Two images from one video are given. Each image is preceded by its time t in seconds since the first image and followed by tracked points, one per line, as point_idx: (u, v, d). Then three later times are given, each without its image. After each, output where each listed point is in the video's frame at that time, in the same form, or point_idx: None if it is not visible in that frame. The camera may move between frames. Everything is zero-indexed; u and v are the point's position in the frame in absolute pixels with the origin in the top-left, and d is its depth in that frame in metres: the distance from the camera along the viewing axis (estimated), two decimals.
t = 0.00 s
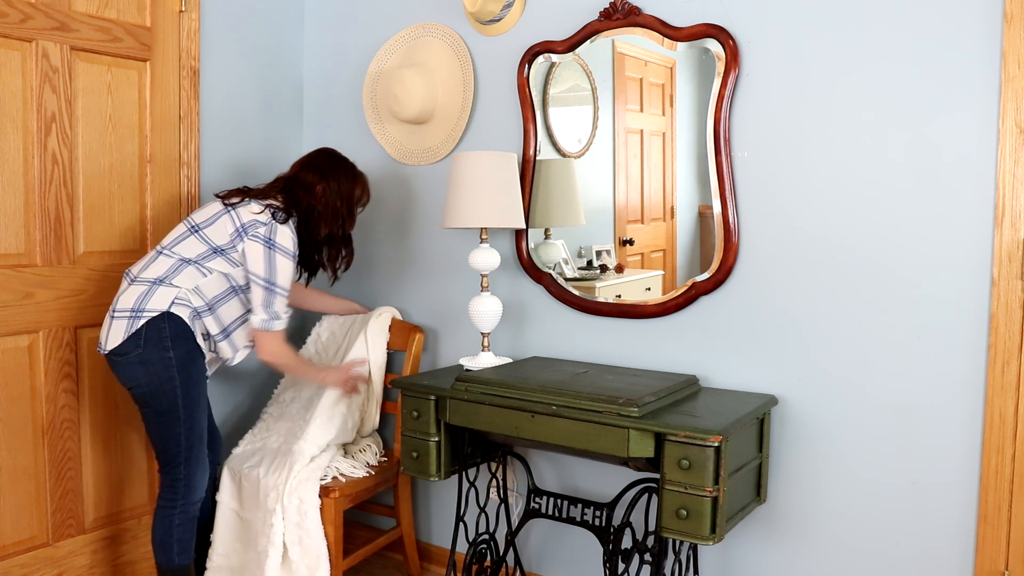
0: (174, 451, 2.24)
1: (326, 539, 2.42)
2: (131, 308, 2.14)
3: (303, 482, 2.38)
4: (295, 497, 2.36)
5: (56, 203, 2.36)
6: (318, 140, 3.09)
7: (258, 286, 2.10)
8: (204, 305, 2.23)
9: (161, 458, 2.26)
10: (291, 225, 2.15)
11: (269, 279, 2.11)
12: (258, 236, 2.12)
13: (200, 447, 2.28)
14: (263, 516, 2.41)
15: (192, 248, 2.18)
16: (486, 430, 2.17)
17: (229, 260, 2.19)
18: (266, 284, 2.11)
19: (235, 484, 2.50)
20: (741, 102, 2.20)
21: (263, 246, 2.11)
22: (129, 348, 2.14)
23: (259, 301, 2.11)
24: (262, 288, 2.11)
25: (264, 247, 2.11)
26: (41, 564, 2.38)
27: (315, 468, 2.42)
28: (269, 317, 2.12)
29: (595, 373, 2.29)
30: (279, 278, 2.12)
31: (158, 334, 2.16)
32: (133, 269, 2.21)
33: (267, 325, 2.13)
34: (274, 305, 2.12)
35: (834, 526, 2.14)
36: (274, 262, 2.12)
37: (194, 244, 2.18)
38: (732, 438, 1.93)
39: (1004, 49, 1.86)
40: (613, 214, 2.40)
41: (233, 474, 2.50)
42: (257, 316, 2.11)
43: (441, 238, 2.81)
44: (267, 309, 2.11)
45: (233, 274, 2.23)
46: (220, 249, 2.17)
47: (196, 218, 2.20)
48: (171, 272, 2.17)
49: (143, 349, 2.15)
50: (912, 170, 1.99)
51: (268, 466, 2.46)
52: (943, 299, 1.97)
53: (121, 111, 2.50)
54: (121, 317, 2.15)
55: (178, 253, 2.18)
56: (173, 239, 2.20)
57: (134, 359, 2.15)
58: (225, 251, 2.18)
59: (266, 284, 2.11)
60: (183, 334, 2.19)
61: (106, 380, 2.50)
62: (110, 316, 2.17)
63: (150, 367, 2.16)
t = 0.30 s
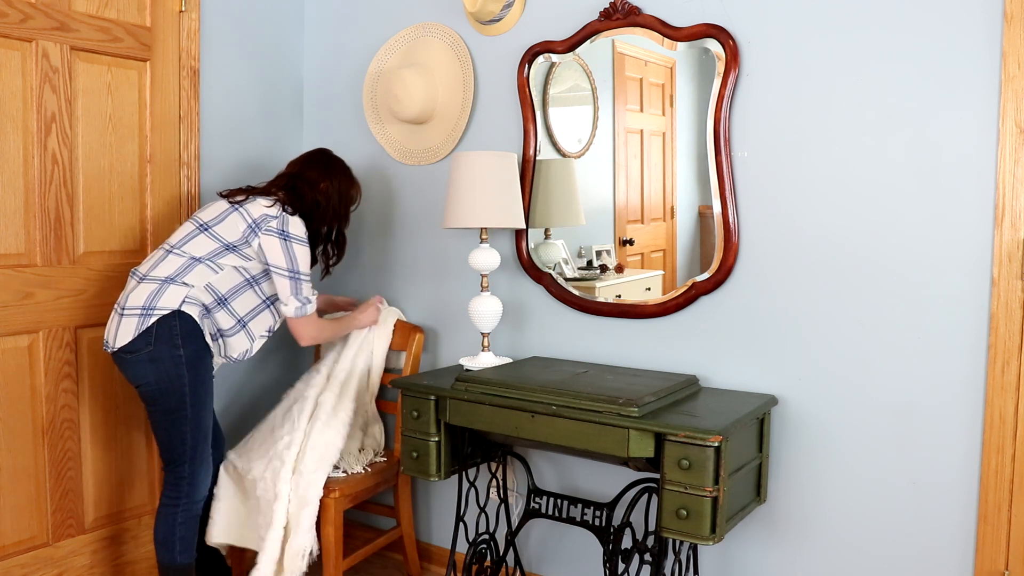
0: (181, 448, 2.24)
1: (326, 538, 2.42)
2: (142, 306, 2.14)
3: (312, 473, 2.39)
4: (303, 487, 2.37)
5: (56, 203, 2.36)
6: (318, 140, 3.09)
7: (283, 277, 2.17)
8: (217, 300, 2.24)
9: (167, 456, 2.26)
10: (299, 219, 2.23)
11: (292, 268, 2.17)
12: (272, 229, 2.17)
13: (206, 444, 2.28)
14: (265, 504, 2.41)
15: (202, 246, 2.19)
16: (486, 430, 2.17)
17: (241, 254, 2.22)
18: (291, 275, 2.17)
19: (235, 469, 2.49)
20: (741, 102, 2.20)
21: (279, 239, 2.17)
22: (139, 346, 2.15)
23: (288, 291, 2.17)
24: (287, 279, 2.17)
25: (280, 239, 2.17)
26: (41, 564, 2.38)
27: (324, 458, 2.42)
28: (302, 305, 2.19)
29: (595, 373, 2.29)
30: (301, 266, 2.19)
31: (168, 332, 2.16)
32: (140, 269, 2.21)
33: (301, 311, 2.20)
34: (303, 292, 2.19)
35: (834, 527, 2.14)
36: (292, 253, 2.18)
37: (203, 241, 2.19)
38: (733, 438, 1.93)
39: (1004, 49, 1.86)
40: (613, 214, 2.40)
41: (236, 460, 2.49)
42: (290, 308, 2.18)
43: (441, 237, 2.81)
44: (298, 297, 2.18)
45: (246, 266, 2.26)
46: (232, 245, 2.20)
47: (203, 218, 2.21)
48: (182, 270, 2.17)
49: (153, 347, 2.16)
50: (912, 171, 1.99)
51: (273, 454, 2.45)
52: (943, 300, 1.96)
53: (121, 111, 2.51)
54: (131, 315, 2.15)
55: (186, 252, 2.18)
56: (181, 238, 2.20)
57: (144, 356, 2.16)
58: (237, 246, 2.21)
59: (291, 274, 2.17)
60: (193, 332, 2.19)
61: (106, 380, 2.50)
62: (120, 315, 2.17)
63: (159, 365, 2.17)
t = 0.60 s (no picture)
0: (182, 448, 2.24)
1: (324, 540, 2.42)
2: (145, 305, 2.14)
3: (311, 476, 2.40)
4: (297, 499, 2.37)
5: (56, 203, 2.36)
6: (317, 139, 3.09)
7: (280, 279, 2.18)
8: (216, 304, 2.24)
9: (167, 456, 2.25)
10: (298, 223, 2.26)
11: (291, 271, 2.19)
12: (272, 232, 2.19)
13: (207, 444, 2.29)
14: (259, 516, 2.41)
15: (205, 247, 2.20)
16: (486, 430, 2.17)
17: (241, 258, 2.24)
18: (288, 278, 2.19)
19: (229, 481, 2.49)
20: (741, 102, 2.20)
21: (279, 242, 2.19)
22: (142, 345, 2.15)
23: (284, 294, 2.19)
24: (285, 280, 2.19)
25: (280, 241, 2.19)
26: (41, 565, 2.38)
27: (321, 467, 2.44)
28: (297, 310, 2.20)
29: (595, 373, 2.29)
30: (300, 270, 2.21)
31: (172, 331, 2.16)
32: (140, 269, 2.21)
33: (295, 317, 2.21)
34: (300, 296, 2.21)
35: (833, 526, 2.14)
36: (292, 256, 2.20)
37: (205, 242, 2.20)
38: (733, 438, 1.93)
39: (1004, 49, 1.86)
40: (613, 214, 2.40)
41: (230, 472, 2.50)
42: (284, 313, 2.19)
43: (441, 237, 2.81)
44: (294, 300, 2.19)
45: (245, 270, 2.26)
46: (233, 247, 2.22)
47: (206, 219, 2.23)
48: (183, 271, 2.17)
49: (156, 346, 2.15)
50: (912, 171, 1.99)
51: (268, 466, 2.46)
52: (943, 299, 1.97)
53: (121, 111, 2.51)
54: (134, 314, 2.14)
55: (189, 252, 2.19)
56: (183, 239, 2.20)
57: (147, 356, 2.15)
58: (237, 249, 2.22)
59: (289, 277, 2.19)
60: (196, 331, 2.20)
61: (106, 380, 2.50)
62: (121, 314, 2.16)
63: (163, 364, 2.17)
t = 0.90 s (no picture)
0: (178, 448, 2.24)
1: (325, 540, 2.42)
2: (139, 304, 2.15)
3: (309, 475, 2.40)
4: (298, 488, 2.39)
5: (56, 203, 2.36)
6: (317, 139, 3.09)
7: (285, 278, 2.20)
8: (217, 301, 2.24)
9: (163, 456, 2.25)
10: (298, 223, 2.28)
11: (294, 270, 2.21)
12: (272, 232, 2.20)
13: (202, 444, 2.29)
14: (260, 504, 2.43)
15: (202, 246, 2.20)
16: (486, 430, 2.17)
17: (240, 257, 2.24)
18: (293, 277, 2.21)
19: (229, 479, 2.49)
20: (741, 102, 2.20)
21: (279, 242, 2.20)
22: (137, 345, 2.15)
23: (291, 292, 2.21)
24: (288, 279, 2.20)
25: (281, 241, 2.20)
26: (41, 565, 2.38)
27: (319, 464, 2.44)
28: (307, 306, 2.23)
29: (595, 373, 2.29)
30: (303, 269, 2.22)
31: (166, 331, 2.16)
32: (137, 268, 2.21)
33: (305, 313, 2.24)
34: (307, 294, 2.23)
35: (833, 526, 2.14)
36: (293, 255, 2.21)
37: (203, 242, 2.20)
38: (733, 438, 1.93)
39: (1004, 49, 1.86)
40: (613, 213, 2.40)
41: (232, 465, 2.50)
42: (293, 310, 2.21)
43: (441, 237, 2.81)
44: (301, 297, 2.22)
45: (244, 268, 2.26)
46: (232, 247, 2.22)
47: (204, 219, 2.23)
48: (180, 270, 2.18)
49: (151, 346, 2.15)
50: (912, 171, 1.99)
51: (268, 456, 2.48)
52: (943, 299, 1.97)
53: (121, 111, 2.51)
54: (128, 313, 2.15)
55: (185, 252, 2.19)
56: (180, 239, 2.20)
57: (142, 356, 2.15)
58: (237, 248, 2.22)
59: (293, 276, 2.21)
60: (191, 331, 2.19)
61: (106, 380, 2.50)
62: (115, 313, 2.16)
63: (157, 364, 2.16)
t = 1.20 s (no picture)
0: (180, 448, 2.24)
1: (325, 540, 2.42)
2: (141, 305, 2.14)
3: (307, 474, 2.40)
4: (298, 479, 2.39)
5: (56, 203, 2.36)
6: (317, 139, 3.09)
7: (291, 274, 2.23)
8: (220, 299, 2.24)
9: (164, 456, 2.26)
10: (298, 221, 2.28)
11: (299, 266, 2.23)
12: (274, 230, 2.21)
13: (204, 444, 2.29)
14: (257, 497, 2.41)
15: (203, 246, 2.20)
16: (486, 430, 2.17)
17: (241, 255, 2.24)
18: (299, 273, 2.23)
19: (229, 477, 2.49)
20: (741, 102, 2.20)
21: (282, 239, 2.21)
22: (138, 345, 2.15)
23: (298, 288, 2.24)
24: (294, 275, 2.23)
25: (283, 239, 2.21)
26: (41, 565, 2.38)
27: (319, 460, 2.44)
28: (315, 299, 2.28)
29: (595, 373, 2.29)
30: (307, 264, 2.24)
31: (168, 331, 2.16)
32: (138, 269, 2.20)
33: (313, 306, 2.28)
34: (313, 288, 2.27)
35: (833, 526, 2.14)
36: (297, 251, 2.23)
37: (204, 241, 2.20)
38: (733, 437, 1.93)
39: (1004, 49, 1.86)
40: (613, 214, 2.40)
41: (232, 458, 2.51)
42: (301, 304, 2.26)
43: (441, 237, 2.81)
44: (309, 292, 2.26)
45: (246, 265, 2.27)
46: (234, 246, 2.22)
47: (203, 219, 2.22)
48: (181, 270, 2.18)
49: (153, 346, 2.16)
50: (912, 171, 1.99)
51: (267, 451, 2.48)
52: (943, 299, 1.97)
53: (121, 111, 2.51)
54: (130, 314, 2.14)
55: (186, 252, 2.19)
56: (181, 238, 2.20)
57: (143, 356, 2.15)
58: (238, 246, 2.22)
59: (299, 272, 2.23)
60: (193, 331, 2.19)
61: (106, 380, 2.50)
62: (116, 313, 2.16)
63: (159, 364, 2.17)
